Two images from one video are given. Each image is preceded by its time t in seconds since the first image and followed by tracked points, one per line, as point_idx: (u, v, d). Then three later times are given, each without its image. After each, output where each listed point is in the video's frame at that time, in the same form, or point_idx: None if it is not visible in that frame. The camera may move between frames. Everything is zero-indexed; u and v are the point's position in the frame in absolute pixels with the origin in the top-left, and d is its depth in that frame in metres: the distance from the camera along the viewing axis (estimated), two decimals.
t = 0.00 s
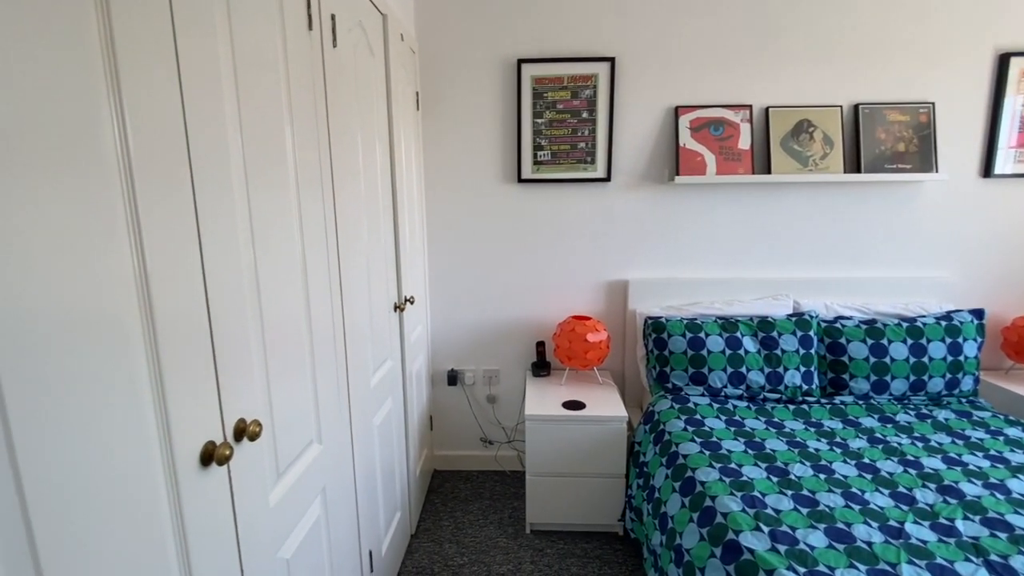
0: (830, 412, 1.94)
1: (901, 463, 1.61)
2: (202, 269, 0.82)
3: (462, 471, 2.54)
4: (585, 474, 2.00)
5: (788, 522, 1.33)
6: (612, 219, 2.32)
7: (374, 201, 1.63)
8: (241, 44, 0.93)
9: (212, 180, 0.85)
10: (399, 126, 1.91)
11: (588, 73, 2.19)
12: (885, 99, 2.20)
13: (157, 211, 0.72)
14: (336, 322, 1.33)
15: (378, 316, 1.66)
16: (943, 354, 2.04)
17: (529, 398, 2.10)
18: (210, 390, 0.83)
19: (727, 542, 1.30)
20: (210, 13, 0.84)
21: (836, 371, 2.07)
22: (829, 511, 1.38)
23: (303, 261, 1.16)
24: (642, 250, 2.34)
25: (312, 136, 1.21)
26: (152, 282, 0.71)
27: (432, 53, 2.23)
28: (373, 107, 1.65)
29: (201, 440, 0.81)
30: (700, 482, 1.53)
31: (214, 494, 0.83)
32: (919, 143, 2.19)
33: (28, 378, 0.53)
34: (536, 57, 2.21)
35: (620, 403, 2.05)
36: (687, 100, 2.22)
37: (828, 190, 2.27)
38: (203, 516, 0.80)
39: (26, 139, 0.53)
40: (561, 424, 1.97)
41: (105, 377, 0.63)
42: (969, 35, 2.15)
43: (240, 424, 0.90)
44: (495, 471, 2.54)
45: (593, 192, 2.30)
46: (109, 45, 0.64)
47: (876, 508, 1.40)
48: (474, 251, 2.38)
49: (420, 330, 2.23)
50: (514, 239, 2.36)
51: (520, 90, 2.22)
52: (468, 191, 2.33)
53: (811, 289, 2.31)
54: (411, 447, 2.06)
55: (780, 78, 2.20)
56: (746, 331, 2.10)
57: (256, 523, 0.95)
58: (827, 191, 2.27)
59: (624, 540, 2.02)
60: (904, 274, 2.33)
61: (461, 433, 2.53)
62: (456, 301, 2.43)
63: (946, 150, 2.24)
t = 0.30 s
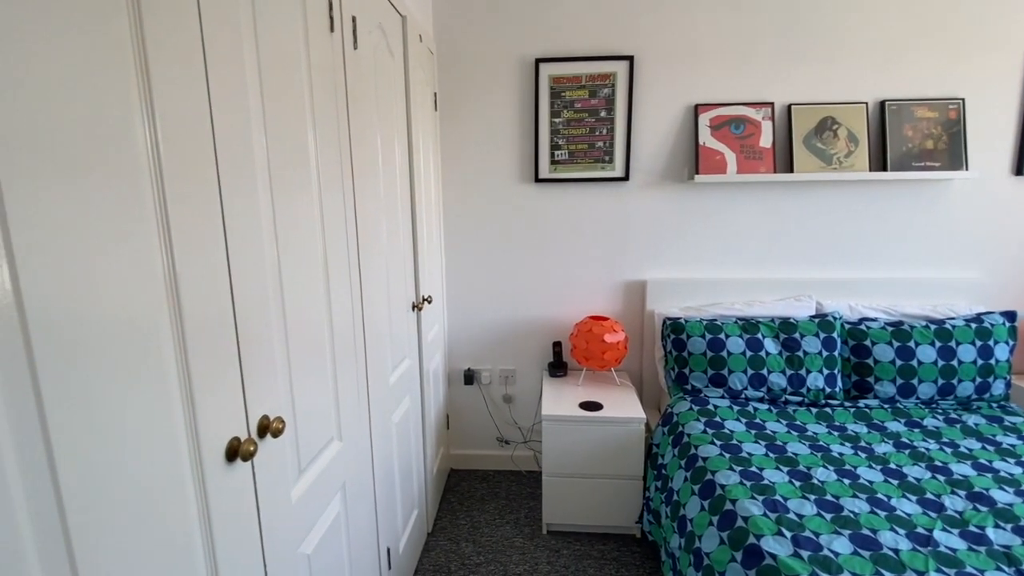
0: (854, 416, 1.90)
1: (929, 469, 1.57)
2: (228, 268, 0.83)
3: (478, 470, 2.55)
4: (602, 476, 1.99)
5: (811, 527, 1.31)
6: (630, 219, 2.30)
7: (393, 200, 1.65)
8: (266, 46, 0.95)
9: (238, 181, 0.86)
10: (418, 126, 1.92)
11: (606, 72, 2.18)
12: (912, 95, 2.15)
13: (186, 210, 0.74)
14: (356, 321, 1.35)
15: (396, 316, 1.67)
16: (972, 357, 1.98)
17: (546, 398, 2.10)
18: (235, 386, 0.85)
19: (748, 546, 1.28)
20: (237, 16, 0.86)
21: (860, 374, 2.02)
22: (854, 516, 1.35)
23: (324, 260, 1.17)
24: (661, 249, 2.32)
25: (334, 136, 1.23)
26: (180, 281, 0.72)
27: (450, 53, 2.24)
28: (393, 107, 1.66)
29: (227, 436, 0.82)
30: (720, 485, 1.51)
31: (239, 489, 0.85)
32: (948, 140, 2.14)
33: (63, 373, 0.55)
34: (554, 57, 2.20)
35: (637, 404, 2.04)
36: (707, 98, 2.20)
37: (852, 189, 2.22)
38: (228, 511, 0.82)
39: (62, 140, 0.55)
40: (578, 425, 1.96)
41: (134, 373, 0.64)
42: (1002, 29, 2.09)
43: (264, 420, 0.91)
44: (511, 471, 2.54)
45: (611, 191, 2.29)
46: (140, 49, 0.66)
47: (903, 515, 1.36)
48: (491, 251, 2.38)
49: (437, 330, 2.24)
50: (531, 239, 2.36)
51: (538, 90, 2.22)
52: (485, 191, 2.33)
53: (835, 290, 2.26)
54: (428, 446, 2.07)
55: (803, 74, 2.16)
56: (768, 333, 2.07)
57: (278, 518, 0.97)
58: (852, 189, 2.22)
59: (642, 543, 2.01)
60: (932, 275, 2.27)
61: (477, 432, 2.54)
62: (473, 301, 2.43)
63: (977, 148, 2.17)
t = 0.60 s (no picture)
0: (878, 420, 1.86)
1: (957, 475, 1.52)
2: (251, 267, 0.85)
3: (493, 470, 2.55)
4: (618, 477, 1.98)
5: (834, 533, 1.28)
6: (647, 219, 2.28)
7: (410, 201, 1.66)
8: (288, 49, 0.96)
9: (261, 182, 0.87)
10: (435, 127, 1.93)
11: (623, 71, 2.17)
12: (940, 91, 2.10)
13: (211, 211, 0.75)
14: (374, 320, 1.36)
15: (413, 315, 1.69)
16: (1003, 361, 1.92)
17: (562, 399, 2.09)
18: (258, 383, 0.86)
19: (768, 551, 1.27)
20: (260, 20, 0.87)
21: (885, 377, 1.98)
22: (878, 523, 1.32)
23: (343, 260, 1.18)
24: (679, 250, 2.30)
25: (353, 137, 1.24)
26: (206, 280, 0.74)
27: (467, 54, 2.25)
28: (411, 108, 1.67)
29: (250, 432, 0.83)
30: (739, 489, 1.49)
31: (261, 485, 0.86)
32: (978, 137, 2.08)
33: (95, 368, 0.56)
34: (571, 56, 2.20)
35: (655, 406, 2.02)
36: (727, 96, 2.17)
37: (877, 188, 2.17)
38: (251, 505, 0.83)
39: (96, 143, 0.57)
40: (595, 426, 1.95)
41: (161, 369, 0.66)
42: None
43: (286, 417, 0.93)
44: (526, 471, 2.54)
45: (628, 191, 2.27)
46: (170, 53, 0.68)
47: (930, 522, 1.32)
48: (507, 251, 2.38)
49: (453, 329, 2.25)
50: (548, 239, 2.35)
51: (554, 89, 2.21)
52: (502, 191, 2.33)
53: (858, 291, 2.21)
54: (444, 445, 2.08)
55: (826, 71, 2.12)
56: (788, 334, 2.04)
57: (299, 514, 0.98)
58: (876, 188, 2.18)
59: (659, 546, 1.99)
60: (960, 276, 2.20)
61: (492, 432, 2.54)
62: (489, 301, 2.44)
63: (1008, 145, 2.11)
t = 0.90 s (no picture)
0: (901, 425, 1.82)
1: (984, 482, 1.48)
2: (271, 266, 0.86)
3: (507, 470, 2.55)
4: (634, 479, 1.96)
5: (856, 540, 1.25)
6: (664, 219, 2.26)
7: (426, 201, 1.67)
8: (308, 52, 0.97)
9: (281, 183, 0.89)
10: (451, 127, 1.94)
11: (640, 70, 2.15)
12: (968, 88, 2.04)
13: (233, 211, 0.76)
14: (391, 319, 1.37)
15: (429, 314, 1.70)
16: None
17: (577, 400, 2.08)
18: (278, 381, 0.88)
19: (788, 557, 1.25)
20: (281, 23, 0.89)
21: (909, 381, 1.93)
22: (902, 530, 1.29)
23: (361, 260, 1.19)
24: (696, 250, 2.27)
25: (371, 139, 1.25)
26: (228, 279, 0.75)
27: (483, 55, 2.25)
28: (427, 109, 1.68)
29: (269, 429, 0.85)
30: (758, 493, 1.47)
31: (280, 481, 0.87)
32: (1008, 134, 2.01)
33: (122, 365, 0.58)
34: (587, 55, 2.19)
35: (671, 407, 2.00)
36: (746, 94, 2.14)
37: (901, 187, 2.12)
38: (270, 501, 0.84)
39: (123, 145, 0.58)
40: (610, 427, 1.94)
41: (184, 366, 0.67)
42: None
43: (304, 415, 0.94)
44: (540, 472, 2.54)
45: (645, 191, 2.25)
46: (194, 56, 0.69)
47: (956, 530, 1.29)
48: (522, 251, 2.38)
49: (468, 329, 2.26)
50: (563, 239, 2.35)
51: (570, 89, 2.20)
52: (517, 191, 2.33)
53: (881, 293, 2.16)
54: (459, 444, 2.09)
55: (849, 68, 2.08)
56: (809, 336, 2.00)
57: (317, 510, 0.99)
58: (901, 187, 2.13)
59: (675, 549, 1.97)
60: (988, 277, 2.14)
61: (507, 432, 2.54)
62: (504, 301, 2.44)
63: None
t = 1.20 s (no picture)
0: (928, 429, 1.77)
1: (1015, 489, 1.43)
2: (294, 264, 0.87)
3: (523, 470, 2.55)
4: (651, 481, 1.95)
5: (881, 547, 1.22)
6: (682, 218, 2.24)
7: (444, 200, 1.67)
8: (330, 54, 0.99)
9: (304, 183, 0.90)
10: (468, 127, 1.94)
11: (659, 68, 2.13)
12: (998, 83, 1.98)
13: (258, 210, 0.78)
14: (409, 318, 1.38)
15: (446, 314, 1.70)
16: None
17: (593, 400, 2.07)
18: (300, 378, 0.89)
19: (810, 563, 1.22)
20: (304, 25, 0.90)
21: (936, 385, 1.89)
22: (928, 537, 1.25)
23: (380, 259, 1.20)
24: (714, 250, 2.25)
25: (391, 139, 1.26)
26: (252, 277, 0.77)
27: (500, 54, 2.26)
28: (445, 109, 1.69)
29: (292, 426, 0.86)
30: (778, 497, 1.45)
31: (302, 476, 0.89)
32: None
33: (152, 361, 0.59)
34: (604, 54, 2.18)
35: (689, 409, 1.98)
36: (766, 92, 2.11)
37: (928, 185, 2.07)
38: (291, 497, 0.85)
39: (152, 146, 0.59)
40: (627, 429, 1.93)
41: (210, 362, 0.68)
42: None
43: (325, 412, 0.95)
44: (556, 472, 2.53)
45: (663, 190, 2.23)
46: (221, 59, 0.70)
47: (985, 538, 1.25)
48: (538, 251, 2.38)
49: (484, 329, 2.27)
50: (579, 239, 2.34)
51: (588, 88, 2.20)
52: (533, 190, 2.33)
53: (907, 294, 2.11)
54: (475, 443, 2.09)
55: (873, 64, 2.03)
56: (831, 338, 1.96)
57: (337, 507, 1.01)
58: (927, 186, 2.07)
59: (692, 552, 1.95)
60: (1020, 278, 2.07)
61: (522, 432, 2.54)
62: (520, 301, 2.44)
63: None
